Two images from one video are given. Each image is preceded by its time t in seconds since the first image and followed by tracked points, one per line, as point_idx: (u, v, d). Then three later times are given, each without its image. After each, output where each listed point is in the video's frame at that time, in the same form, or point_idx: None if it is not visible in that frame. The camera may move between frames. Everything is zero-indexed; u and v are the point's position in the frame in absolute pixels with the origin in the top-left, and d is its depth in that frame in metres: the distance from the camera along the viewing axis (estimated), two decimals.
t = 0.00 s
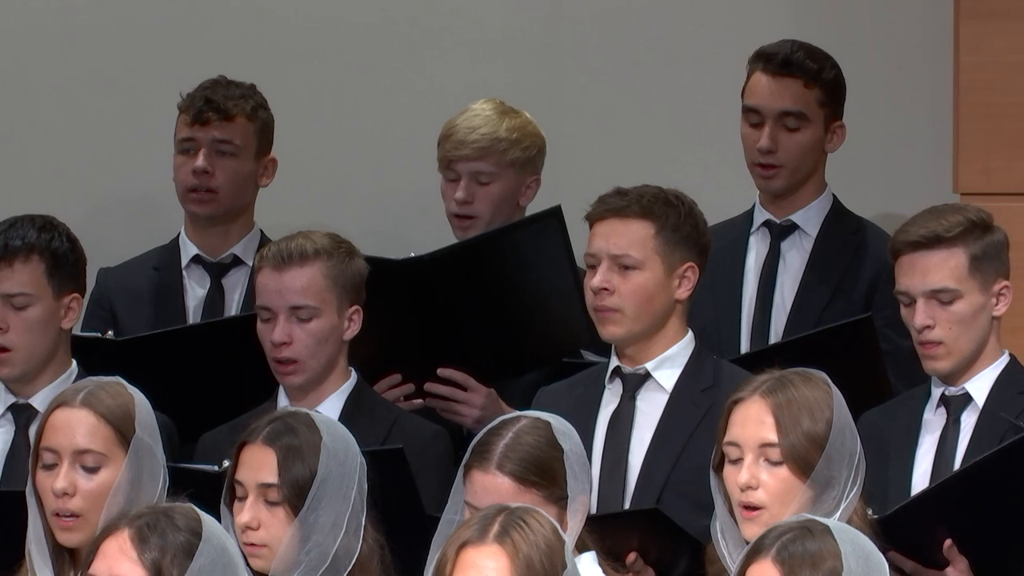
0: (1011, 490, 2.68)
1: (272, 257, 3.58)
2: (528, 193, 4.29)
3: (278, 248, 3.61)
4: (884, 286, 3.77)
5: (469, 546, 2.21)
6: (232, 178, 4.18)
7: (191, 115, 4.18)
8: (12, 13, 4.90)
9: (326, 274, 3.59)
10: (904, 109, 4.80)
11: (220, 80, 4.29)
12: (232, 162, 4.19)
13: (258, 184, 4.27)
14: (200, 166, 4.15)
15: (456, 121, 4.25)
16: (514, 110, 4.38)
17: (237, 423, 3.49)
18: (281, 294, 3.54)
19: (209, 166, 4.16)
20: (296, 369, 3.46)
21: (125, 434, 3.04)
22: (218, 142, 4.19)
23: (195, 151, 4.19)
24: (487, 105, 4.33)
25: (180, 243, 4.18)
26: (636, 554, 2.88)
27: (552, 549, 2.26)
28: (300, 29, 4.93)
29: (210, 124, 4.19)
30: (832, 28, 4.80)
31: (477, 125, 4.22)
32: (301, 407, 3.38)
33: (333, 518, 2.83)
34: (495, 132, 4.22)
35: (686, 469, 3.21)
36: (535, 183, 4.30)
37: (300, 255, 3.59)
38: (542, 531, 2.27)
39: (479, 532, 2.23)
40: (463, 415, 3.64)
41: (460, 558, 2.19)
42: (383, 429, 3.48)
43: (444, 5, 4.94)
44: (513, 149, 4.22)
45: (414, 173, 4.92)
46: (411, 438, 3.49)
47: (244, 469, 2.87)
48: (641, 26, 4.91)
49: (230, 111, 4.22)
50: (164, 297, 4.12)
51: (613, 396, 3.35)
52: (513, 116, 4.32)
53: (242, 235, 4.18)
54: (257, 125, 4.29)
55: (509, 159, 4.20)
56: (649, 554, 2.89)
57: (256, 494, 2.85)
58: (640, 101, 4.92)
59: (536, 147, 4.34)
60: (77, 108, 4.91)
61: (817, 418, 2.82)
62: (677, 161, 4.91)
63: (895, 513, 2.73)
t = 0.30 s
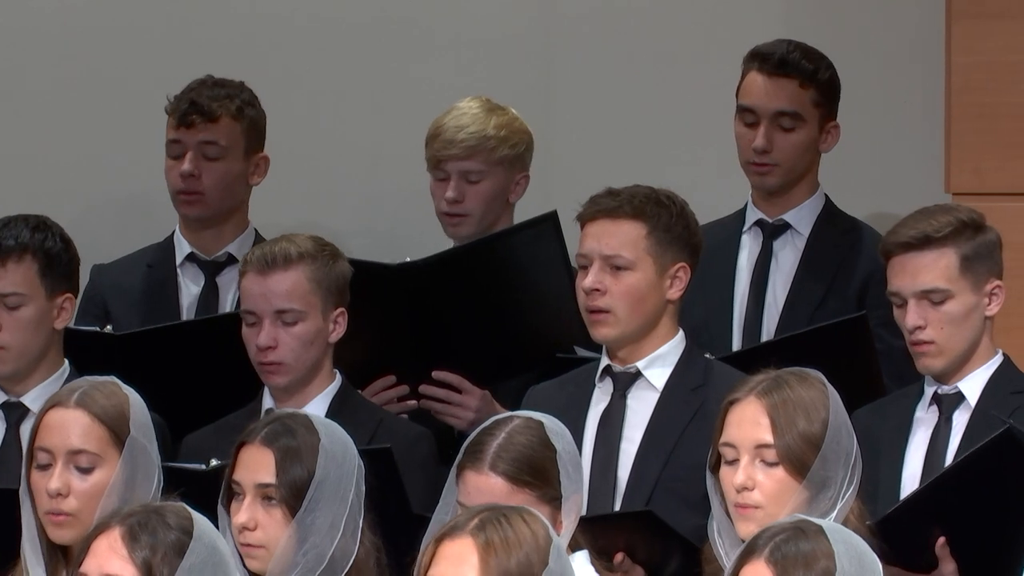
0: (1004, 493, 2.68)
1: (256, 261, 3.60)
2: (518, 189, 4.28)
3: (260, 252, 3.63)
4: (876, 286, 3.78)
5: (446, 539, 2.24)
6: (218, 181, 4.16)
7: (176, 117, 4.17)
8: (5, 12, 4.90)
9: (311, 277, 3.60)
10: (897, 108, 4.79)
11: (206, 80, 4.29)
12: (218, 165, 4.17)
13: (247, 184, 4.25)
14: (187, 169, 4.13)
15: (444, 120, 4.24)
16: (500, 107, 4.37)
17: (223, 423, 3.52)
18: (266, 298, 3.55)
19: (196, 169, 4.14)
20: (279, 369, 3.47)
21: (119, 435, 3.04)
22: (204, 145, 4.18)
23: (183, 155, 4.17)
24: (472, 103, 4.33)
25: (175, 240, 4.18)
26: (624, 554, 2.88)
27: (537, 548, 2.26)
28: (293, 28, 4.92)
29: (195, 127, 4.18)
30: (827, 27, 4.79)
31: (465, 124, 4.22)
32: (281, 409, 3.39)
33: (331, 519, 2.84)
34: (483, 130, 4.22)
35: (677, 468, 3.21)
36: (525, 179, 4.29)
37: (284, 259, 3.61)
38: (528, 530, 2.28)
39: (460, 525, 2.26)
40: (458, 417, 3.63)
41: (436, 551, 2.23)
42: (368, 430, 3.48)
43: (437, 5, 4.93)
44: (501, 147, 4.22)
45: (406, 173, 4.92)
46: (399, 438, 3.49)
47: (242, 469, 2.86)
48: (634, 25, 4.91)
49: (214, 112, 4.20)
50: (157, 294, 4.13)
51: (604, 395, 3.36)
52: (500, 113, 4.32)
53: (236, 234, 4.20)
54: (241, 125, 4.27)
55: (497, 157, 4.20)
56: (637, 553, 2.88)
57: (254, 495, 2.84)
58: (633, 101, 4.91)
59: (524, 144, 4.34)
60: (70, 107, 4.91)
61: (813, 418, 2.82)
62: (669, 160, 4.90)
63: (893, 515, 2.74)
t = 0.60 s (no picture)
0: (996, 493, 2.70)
1: (242, 267, 3.58)
2: (507, 191, 4.28)
3: (246, 257, 3.61)
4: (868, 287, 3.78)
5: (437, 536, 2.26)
6: (212, 185, 4.16)
7: (169, 121, 4.16)
8: None
9: (297, 281, 3.59)
10: (888, 112, 4.79)
11: (200, 82, 4.28)
12: (212, 168, 4.18)
13: (238, 186, 4.25)
14: (180, 173, 4.13)
15: (432, 125, 4.24)
16: (489, 109, 4.38)
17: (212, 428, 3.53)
18: (254, 304, 3.53)
19: (189, 173, 4.14)
20: (269, 375, 3.47)
21: (114, 437, 3.03)
22: (197, 148, 4.18)
23: (175, 158, 4.17)
24: (461, 106, 4.33)
25: (165, 240, 4.18)
26: (612, 556, 2.87)
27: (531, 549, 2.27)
28: (286, 29, 4.92)
29: (188, 131, 4.17)
30: (820, 27, 4.79)
31: (453, 128, 4.21)
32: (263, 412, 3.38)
33: (325, 521, 2.83)
34: (470, 135, 4.21)
35: (670, 469, 3.21)
36: (514, 181, 4.30)
37: (270, 263, 3.59)
38: (521, 531, 2.28)
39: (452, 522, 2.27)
40: (450, 419, 3.61)
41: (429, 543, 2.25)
42: (358, 432, 3.48)
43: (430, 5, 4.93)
44: (488, 151, 4.22)
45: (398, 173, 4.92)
46: (388, 440, 3.49)
47: (234, 474, 2.86)
48: (627, 25, 4.91)
49: (208, 117, 4.19)
50: (148, 293, 4.13)
51: (594, 395, 3.36)
52: (489, 116, 4.32)
53: (227, 235, 4.18)
54: (235, 129, 4.27)
55: (485, 162, 4.19)
56: (625, 554, 2.87)
57: (247, 499, 2.84)
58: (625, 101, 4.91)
59: (513, 147, 4.34)
60: (61, 107, 4.91)
61: (808, 419, 2.82)
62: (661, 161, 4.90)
63: (888, 518, 2.75)
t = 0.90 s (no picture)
0: (987, 494, 2.71)
1: (236, 269, 3.57)
2: (500, 192, 4.28)
3: (241, 258, 3.60)
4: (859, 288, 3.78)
5: (435, 543, 2.23)
6: (203, 186, 4.15)
7: (161, 123, 4.15)
8: None
9: (292, 283, 3.57)
10: (879, 110, 4.81)
11: (190, 84, 4.27)
12: (203, 169, 4.17)
13: (228, 187, 4.24)
14: (171, 175, 4.13)
15: (426, 125, 4.23)
16: (482, 110, 4.37)
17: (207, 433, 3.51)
18: (248, 306, 3.52)
19: (180, 175, 4.14)
20: (265, 378, 3.46)
21: (108, 438, 3.03)
22: (188, 150, 4.17)
23: (167, 160, 4.16)
24: (454, 107, 4.33)
25: (156, 240, 4.17)
26: (606, 555, 2.87)
27: (526, 549, 2.27)
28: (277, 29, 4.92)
29: (180, 134, 4.17)
30: (811, 26, 4.79)
31: (443, 130, 4.20)
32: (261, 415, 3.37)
33: (318, 521, 2.83)
34: (461, 136, 4.21)
35: (663, 469, 3.21)
36: (507, 182, 4.29)
37: (264, 265, 3.58)
38: (516, 530, 2.28)
39: (449, 528, 2.25)
40: (443, 417, 3.60)
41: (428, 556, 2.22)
42: (353, 431, 3.48)
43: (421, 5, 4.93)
44: (480, 152, 4.21)
45: (390, 173, 4.92)
46: (381, 440, 3.48)
47: (227, 476, 2.86)
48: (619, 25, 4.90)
49: (199, 120, 4.19)
50: (138, 295, 4.12)
51: (588, 395, 3.35)
52: (480, 117, 4.32)
53: (217, 235, 4.18)
54: (226, 130, 4.26)
55: (476, 163, 4.19)
56: (619, 552, 2.88)
57: (240, 500, 2.84)
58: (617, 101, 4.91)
59: (505, 147, 4.34)
60: (52, 108, 4.90)
61: (805, 419, 2.82)
62: (653, 160, 4.90)
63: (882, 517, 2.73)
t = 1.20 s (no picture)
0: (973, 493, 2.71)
1: (231, 269, 3.56)
2: (495, 193, 4.28)
3: (236, 258, 3.59)
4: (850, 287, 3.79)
5: (437, 549, 2.22)
6: (193, 187, 4.15)
7: (150, 125, 4.14)
8: None
9: (286, 282, 3.57)
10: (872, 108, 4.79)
11: (179, 84, 4.26)
12: (193, 171, 4.16)
13: (218, 187, 4.24)
14: (160, 176, 4.12)
15: (420, 125, 4.23)
16: (478, 110, 4.37)
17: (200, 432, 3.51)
18: (242, 305, 3.52)
19: (170, 176, 4.13)
20: (258, 377, 3.46)
21: (99, 437, 3.02)
22: (177, 153, 4.16)
23: (156, 161, 4.16)
24: (449, 108, 4.32)
25: (145, 240, 4.17)
26: (597, 552, 2.87)
27: (521, 550, 2.27)
28: (268, 29, 4.92)
29: (170, 135, 4.16)
30: (801, 26, 4.79)
31: (440, 129, 4.20)
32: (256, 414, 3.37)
33: (310, 522, 2.82)
34: (458, 135, 4.21)
35: (657, 469, 3.21)
36: (502, 183, 4.29)
37: (259, 265, 3.57)
38: (510, 530, 2.29)
39: (448, 534, 2.24)
40: (435, 417, 3.61)
41: (430, 560, 2.21)
42: (346, 430, 3.48)
43: (412, 4, 4.92)
44: (475, 152, 4.21)
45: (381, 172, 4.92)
46: (374, 440, 3.48)
47: (219, 477, 2.86)
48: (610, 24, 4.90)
49: (188, 121, 4.18)
50: (128, 296, 4.12)
51: (582, 395, 3.35)
52: (477, 117, 4.31)
53: (207, 235, 4.17)
54: (214, 131, 4.25)
55: (472, 163, 4.19)
56: (612, 551, 2.87)
57: (233, 501, 2.84)
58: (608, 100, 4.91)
59: (501, 147, 4.33)
60: (43, 109, 4.90)
61: (803, 420, 2.82)
62: (645, 160, 4.90)
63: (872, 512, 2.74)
